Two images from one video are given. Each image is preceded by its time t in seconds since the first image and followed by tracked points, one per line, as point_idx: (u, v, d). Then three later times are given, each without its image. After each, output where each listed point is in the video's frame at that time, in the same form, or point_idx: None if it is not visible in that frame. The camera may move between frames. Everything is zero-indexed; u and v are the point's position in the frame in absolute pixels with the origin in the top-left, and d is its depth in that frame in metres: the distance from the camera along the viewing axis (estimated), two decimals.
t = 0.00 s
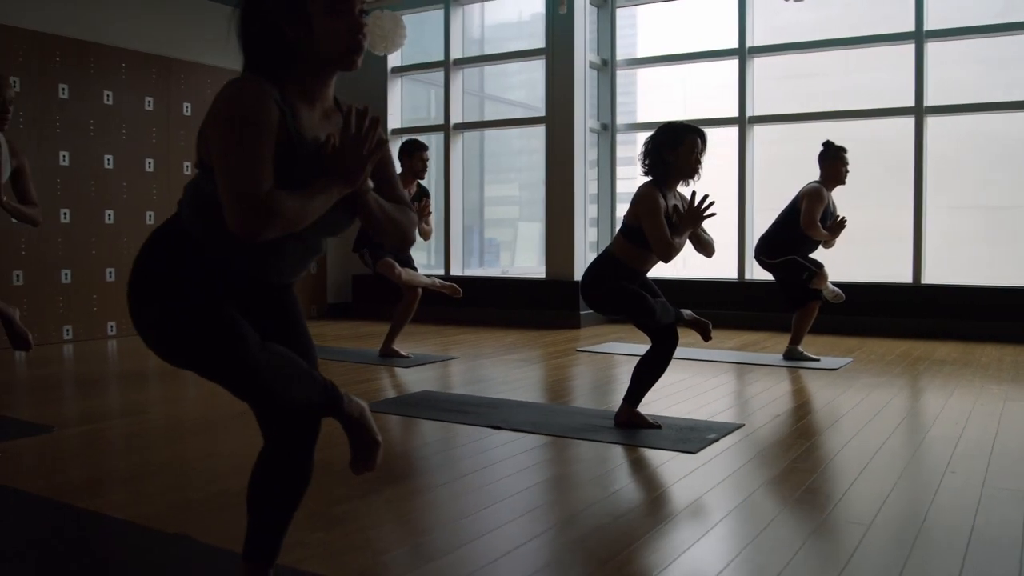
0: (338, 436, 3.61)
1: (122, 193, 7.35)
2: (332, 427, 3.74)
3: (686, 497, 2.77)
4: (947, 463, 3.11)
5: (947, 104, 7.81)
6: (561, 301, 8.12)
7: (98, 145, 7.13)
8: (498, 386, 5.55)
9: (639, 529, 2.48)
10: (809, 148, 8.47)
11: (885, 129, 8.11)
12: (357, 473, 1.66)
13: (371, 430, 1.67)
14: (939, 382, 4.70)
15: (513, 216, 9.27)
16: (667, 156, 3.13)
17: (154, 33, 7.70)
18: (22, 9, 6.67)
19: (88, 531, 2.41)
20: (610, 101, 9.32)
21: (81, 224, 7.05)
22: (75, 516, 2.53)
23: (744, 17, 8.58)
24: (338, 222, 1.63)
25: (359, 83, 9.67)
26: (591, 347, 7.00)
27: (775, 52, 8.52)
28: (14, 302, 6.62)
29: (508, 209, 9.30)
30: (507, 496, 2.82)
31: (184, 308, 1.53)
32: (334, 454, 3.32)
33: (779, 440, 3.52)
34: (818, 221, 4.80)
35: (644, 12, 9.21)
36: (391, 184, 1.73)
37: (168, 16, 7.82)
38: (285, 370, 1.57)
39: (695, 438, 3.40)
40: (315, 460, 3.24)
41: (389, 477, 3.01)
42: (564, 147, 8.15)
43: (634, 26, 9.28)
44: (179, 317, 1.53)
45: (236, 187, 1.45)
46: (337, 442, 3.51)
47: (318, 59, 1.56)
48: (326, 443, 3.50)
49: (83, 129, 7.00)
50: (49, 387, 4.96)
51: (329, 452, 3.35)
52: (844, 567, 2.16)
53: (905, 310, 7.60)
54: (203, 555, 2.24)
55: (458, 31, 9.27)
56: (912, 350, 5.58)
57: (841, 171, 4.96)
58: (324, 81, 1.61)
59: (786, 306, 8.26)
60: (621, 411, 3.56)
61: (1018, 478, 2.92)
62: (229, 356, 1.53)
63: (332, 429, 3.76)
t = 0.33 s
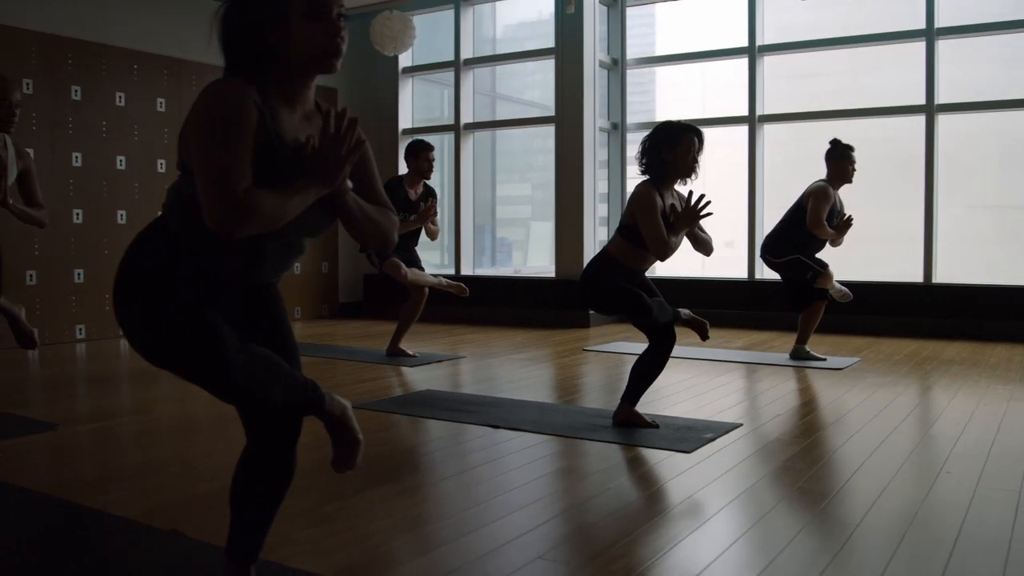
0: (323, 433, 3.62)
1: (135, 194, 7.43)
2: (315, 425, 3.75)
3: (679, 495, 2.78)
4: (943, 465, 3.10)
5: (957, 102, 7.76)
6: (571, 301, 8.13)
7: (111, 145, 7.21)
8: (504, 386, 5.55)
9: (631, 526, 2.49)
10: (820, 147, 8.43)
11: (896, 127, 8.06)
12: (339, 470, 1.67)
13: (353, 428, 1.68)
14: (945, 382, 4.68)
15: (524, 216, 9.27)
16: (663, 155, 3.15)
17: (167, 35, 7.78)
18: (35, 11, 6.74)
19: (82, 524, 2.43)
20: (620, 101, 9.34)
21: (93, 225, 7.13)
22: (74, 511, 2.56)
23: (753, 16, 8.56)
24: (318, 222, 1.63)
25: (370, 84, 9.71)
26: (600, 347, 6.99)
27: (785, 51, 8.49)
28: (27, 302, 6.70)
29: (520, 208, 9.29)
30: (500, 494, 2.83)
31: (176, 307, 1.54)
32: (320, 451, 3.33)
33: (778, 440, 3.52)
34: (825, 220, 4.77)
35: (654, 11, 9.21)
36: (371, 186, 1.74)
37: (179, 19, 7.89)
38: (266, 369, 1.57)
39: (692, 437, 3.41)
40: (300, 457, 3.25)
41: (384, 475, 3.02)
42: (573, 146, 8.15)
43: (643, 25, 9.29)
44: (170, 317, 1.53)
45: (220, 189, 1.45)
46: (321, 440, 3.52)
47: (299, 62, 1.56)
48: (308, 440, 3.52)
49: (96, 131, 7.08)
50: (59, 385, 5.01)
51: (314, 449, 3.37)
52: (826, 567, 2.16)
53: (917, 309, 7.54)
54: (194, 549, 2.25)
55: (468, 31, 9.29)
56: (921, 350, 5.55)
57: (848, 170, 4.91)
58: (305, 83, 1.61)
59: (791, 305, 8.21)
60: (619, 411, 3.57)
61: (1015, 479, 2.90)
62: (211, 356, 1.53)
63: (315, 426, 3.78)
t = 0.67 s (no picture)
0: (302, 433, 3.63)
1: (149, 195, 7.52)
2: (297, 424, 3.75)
3: (671, 495, 2.79)
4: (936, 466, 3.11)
5: (968, 101, 7.71)
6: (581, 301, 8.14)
7: (125, 147, 7.31)
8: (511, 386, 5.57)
9: (620, 527, 2.50)
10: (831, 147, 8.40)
11: (908, 127, 8.02)
12: (320, 469, 1.70)
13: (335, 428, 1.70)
14: (952, 384, 4.65)
15: (538, 216, 9.24)
16: (661, 155, 3.17)
17: (179, 38, 7.87)
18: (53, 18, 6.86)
19: (82, 522, 2.47)
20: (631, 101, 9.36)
21: (106, 226, 7.23)
22: (73, 508, 2.61)
23: (764, 15, 8.54)
24: (300, 225, 1.65)
25: (382, 86, 9.77)
26: (609, 347, 6.99)
27: (796, 51, 8.47)
28: (42, 302, 6.80)
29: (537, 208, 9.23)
30: (494, 493, 2.85)
31: (161, 307, 1.56)
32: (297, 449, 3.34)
33: (774, 441, 3.52)
34: (831, 221, 4.77)
35: (665, 12, 9.22)
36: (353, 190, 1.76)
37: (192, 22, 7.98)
38: (247, 370, 1.58)
39: (690, 438, 3.42)
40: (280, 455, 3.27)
41: (381, 472, 3.04)
42: (584, 146, 8.17)
43: (653, 25, 9.30)
44: (155, 318, 1.55)
45: (200, 193, 1.47)
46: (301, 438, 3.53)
47: (279, 68, 1.58)
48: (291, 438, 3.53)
49: (110, 133, 7.18)
50: (72, 384, 5.08)
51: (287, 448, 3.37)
52: (807, 567, 2.16)
53: (930, 309, 7.48)
54: (189, 544, 2.28)
55: (480, 32, 9.33)
56: (930, 351, 5.51)
57: (855, 170, 4.89)
58: (286, 89, 1.63)
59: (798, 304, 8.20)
60: (618, 412, 3.58)
61: (1009, 480, 2.89)
62: (192, 358, 1.55)
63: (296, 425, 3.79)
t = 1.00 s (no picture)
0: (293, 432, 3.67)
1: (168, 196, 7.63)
2: (288, 423, 3.79)
3: (666, 496, 2.82)
4: (933, 473, 3.12)
5: (986, 103, 7.65)
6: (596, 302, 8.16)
7: (145, 149, 7.43)
8: (522, 386, 5.60)
9: (613, 526, 2.53)
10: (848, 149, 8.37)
11: (926, 129, 7.98)
12: (310, 466, 1.74)
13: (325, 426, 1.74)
14: (962, 389, 4.63)
15: (558, 217, 9.25)
16: (664, 157, 3.20)
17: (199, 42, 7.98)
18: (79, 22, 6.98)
19: (90, 516, 2.52)
20: (648, 102, 9.37)
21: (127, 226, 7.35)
22: (78, 502, 2.66)
23: (780, 17, 8.53)
24: (291, 228, 1.69)
25: (401, 88, 9.83)
26: (624, 349, 7.00)
27: (813, 52, 8.45)
28: (64, 301, 6.92)
29: (555, 209, 9.27)
30: (493, 492, 2.88)
31: (156, 308, 1.59)
32: (289, 447, 3.38)
33: (776, 445, 3.53)
34: (842, 223, 4.76)
35: (683, 14, 9.22)
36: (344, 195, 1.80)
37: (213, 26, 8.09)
38: (238, 370, 1.62)
39: (691, 440, 3.44)
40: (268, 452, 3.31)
41: (383, 470, 3.08)
42: (599, 148, 8.20)
43: (669, 27, 9.32)
44: (149, 319, 1.58)
45: (194, 199, 1.51)
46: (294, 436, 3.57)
47: (272, 76, 1.62)
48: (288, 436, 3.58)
49: (131, 135, 7.30)
50: (91, 380, 5.18)
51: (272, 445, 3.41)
52: (790, 571, 2.17)
53: (948, 313, 7.41)
54: (192, 537, 2.33)
55: (498, 34, 9.36)
56: (943, 355, 5.48)
57: (868, 172, 4.87)
58: (278, 97, 1.67)
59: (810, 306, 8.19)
60: (622, 413, 3.61)
61: (1003, 490, 2.89)
62: (186, 359, 1.58)
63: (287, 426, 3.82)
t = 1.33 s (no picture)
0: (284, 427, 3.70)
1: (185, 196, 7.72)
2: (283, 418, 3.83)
3: (664, 494, 2.84)
4: (929, 478, 3.13)
5: (999, 105, 7.63)
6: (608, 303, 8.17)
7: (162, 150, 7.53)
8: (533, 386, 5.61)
9: (608, 524, 2.56)
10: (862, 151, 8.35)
11: (939, 131, 7.97)
12: (303, 461, 1.78)
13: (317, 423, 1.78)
14: (968, 392, 4.62)
15: (572, 217, 9.24)
16: (667, 158, 3.23)
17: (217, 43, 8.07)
18: (99, 24, 7.10)
19: (98, 508, 2.57)
20: (661, 103, 9.40)
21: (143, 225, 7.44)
22: (82, 495, 2.72)
23: (793, 19, 8.54)
24: (286, 230, 1.73)
25: (414, 90, 9.90)
26: (636, 350, 7.00)
27: (826, 53, 8.46)
28: (82, 299, 7.02)
29: (570, 210, 9.26)
30: (492, 488, 2.92)
31: (155, 308, 1.63)
32: (286, 442, 3.42)
33: (776, 446, 3.55)
34: (849, 225, 4.78)
35: (696, 15, 9.25)
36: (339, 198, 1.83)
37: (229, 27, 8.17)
38: (233, 368, 1.66)
39: (692, 440, 3.46)
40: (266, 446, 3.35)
41: (385, 466, 3.12)
42: (612, 149, 8.25)
43: (681, 29, 9.35)
44: (148, 318, 1.62)
45: (190, 202, 1.55)
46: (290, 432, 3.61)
47: (268, 82, 1.66)
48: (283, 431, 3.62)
49: (148, 135, 7.40)
50: (106, 376, 5.25)
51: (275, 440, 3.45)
52: (775, 570, 2.20)
53: (962, 315, 7.38)
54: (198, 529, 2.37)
55: (511, 36, 9.41)
56: (953, 357, 5.47)
57: (876, 174, 4.87)
58: (273, 102, 1.71)
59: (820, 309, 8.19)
60: (625, 413, 3.63)
61: (997, 495, 2.90)
62: (181, 357, 1.62)
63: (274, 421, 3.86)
